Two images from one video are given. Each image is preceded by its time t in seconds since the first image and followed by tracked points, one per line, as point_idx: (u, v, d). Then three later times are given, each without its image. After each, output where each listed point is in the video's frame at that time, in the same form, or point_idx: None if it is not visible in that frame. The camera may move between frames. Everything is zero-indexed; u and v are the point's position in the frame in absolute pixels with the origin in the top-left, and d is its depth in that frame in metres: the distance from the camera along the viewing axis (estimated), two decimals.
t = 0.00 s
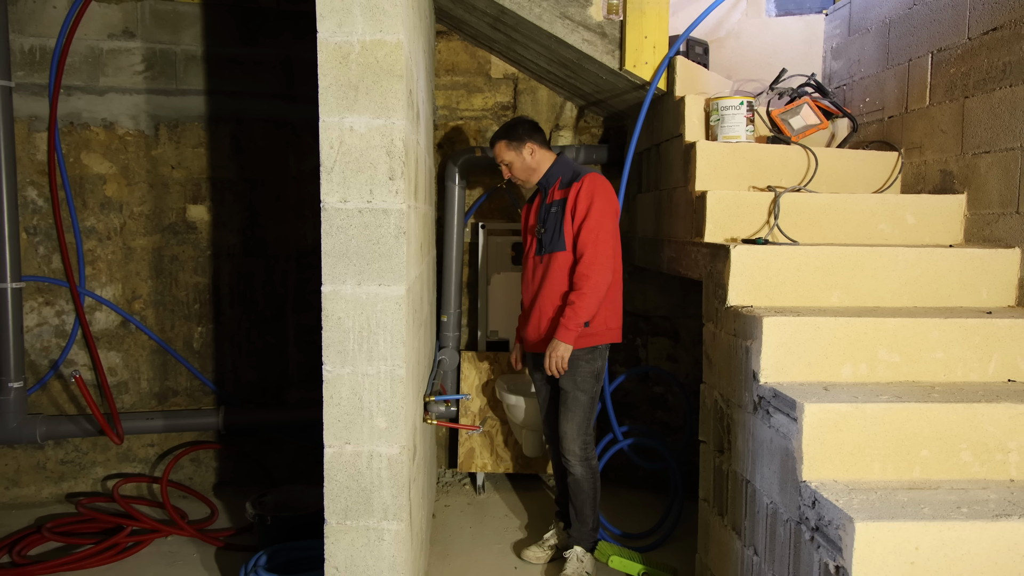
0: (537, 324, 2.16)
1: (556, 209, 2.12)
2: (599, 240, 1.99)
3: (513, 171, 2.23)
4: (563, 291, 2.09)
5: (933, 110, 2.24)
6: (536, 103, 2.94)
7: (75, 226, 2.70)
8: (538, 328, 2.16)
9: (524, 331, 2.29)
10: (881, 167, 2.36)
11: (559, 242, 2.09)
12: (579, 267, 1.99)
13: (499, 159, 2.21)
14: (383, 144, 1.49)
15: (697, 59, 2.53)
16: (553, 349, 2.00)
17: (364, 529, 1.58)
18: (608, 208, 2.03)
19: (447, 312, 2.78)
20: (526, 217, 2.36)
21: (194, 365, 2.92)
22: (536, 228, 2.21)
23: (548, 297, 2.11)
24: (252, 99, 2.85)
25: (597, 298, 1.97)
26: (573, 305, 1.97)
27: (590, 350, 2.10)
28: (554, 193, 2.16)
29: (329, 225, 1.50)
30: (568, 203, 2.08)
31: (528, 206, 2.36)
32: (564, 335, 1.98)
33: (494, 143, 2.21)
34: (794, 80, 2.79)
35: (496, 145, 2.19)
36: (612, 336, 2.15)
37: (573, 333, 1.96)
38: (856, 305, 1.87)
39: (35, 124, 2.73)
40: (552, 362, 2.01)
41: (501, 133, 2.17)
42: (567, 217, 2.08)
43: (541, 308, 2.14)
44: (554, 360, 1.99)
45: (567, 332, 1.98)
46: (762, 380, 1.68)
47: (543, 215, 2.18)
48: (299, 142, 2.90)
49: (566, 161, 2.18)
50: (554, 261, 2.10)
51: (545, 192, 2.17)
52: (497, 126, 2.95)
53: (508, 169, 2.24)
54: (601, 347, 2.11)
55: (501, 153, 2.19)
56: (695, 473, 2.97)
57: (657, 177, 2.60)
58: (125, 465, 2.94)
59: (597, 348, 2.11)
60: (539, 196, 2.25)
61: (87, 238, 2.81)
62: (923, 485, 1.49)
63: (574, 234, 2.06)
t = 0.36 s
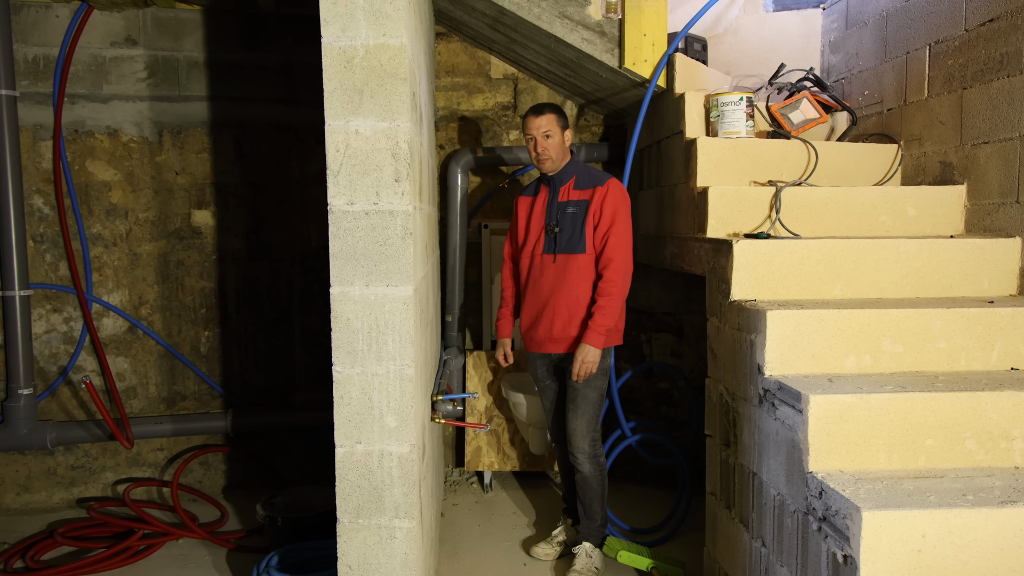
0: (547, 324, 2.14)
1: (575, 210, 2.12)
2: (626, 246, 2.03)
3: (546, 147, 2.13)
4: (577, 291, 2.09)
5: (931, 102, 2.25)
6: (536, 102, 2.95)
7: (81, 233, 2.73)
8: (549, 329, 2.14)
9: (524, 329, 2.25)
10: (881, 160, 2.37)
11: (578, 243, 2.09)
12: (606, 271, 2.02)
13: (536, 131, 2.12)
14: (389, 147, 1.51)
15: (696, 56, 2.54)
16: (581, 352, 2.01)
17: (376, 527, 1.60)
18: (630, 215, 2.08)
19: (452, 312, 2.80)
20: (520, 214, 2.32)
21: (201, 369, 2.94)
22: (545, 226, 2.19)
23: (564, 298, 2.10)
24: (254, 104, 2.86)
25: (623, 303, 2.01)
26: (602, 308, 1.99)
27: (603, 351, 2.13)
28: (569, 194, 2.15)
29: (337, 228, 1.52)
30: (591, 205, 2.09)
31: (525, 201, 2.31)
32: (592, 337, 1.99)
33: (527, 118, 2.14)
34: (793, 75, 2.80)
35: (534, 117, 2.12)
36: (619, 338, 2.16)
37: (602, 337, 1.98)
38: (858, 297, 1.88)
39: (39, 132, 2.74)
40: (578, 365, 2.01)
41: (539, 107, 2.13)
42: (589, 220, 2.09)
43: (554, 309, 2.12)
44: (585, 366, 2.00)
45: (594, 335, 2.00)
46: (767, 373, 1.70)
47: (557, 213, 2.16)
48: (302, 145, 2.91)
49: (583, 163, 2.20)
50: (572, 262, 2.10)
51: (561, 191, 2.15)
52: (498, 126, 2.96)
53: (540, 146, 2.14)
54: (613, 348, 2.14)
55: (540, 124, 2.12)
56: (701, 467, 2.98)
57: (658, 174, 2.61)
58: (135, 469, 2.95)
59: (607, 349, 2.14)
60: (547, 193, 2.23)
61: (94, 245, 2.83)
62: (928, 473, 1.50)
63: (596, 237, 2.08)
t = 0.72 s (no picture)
0: (556, 322, 2.13)
1: (592, 208, 2.12)
2: (646, 254, 2.07)
3: (575, 135, 2.13)
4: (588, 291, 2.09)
5: (935, 102, 2.26)
6: (539, 104, 2.95)
7: (86, 236, 2.74)
8: (558, 327, 2.13)
9: (527, 325, 2.23)
10: (885, 160, 2.37)
11: (594, 243, 2.09)
12: (629, 278, 2.06)
13: (569, 118, 2.13)
14: (394, 149, 1.52)
15: (699, 57, 2.54)
16: (613, 359, 2.06)
17: (383, 528, 1.60)
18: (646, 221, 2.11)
19: (456, 313, 2.80)
20: (526, 206, 2.29)
21: (206, 371, 2.94)
22: (557, 220, 2.17)
23: (578, 297, 2.10)
24: (258, 107, 2.87)
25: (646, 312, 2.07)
26: (630, 316, 2.04)
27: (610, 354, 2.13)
28: (585, 191, 2.15)
29: (343, 230, 1.53)
30: (610, 207, 2.10)
31: (533, 192, 2.28)
32: (624, 345, 2.04)
33: (559, 105, 2.15)
34: (796, 76, 2.80)
35: (568, 105, 2.14)
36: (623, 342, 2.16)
37: (634, 345, 2.04)
38: (863, 298, 1.89)
39: (44, 136, 2.75)
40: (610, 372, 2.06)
41: (574, 98, 2.16)
42: (606, 221, 2.10)
43: (565, 307, 2.12)
44: (620, 377, 2.04)
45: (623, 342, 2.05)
46: (772, 373, 1.70)
47: (571, 209, 2.15)
48: (306, 148, 2.92)
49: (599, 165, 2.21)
50: (588, 262, 2.09)
51: (577, 186, 2.15)
52: (502, 127, 2.96)
53: (568, 134, 2.13)
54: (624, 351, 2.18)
55: (574, 113, 2.14)
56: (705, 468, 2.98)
57: (662, 175, 2.62)
58: (141, 471, 2.96)
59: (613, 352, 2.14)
60: (559, 187, 2.21)
61: (99, 247, 2.84)
62: (934, 473, 1.51)
63: (613, 240, 2.09)
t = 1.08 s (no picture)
0: (570, 328, 2.12)
1: (606, 212, 2.11)
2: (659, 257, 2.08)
3: (590, 141, 2.09)
4: (604, 296, 2.09)
5: (939, 104, 2.25)
6: (542, 106, 2.95)
7: (90, 240, 2.74)
8: (573, 333, 2.12)
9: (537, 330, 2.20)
10: (889, 161, 2.37)
11: (609, 247, 2.09)
12: (642, 281, 2.06)
13: (586, 122, 2.08)
14: (398, 153, 1.52)
15: (702, 59, 2.53)
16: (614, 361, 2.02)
17: (387, 532, 1.60)
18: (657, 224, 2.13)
19: (459, 316, 2.80)
20: (534, 208, 2.25)
21: (210, 375, 2.95)
22: (569, 223, 2.14)
23: (594, 303, 2.09)
24: (261, 110, 2.87)
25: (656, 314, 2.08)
26: (637, 318, 2.02)
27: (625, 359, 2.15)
28: (597, 193, 2.13)
29: (346, 234, 1.53)
30: (624, 210, 2.10)
31: (542, 194, 2.24)
32: (628, 347, 2.00)
33: (576, 107, 2.10)
34: (799, 78, 2.80)
35: (585, 108, 2.09)
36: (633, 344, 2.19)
37: (638, 347, 2.00)
38: (867, 300, 1.88)
39: (49, 140, 2.76)
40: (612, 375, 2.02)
41: (591, 100, 2.10)
42: (621, 225, 2.09)
43: (580, 312, 2.11)
44: (619, 378, 2.00)
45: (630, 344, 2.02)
46: (777, 376, 1.69)
47: (584, 212, 2.13)
48: (309, 151, 2.92)
49: (610, 166, 2.19)
50: (603, 266, 2.09)
51: (590, 189, 2.12)
52: (504, 130, 2.96)
53: (584, 139, 2.09)
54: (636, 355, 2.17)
55: (591, 117, 2.08)
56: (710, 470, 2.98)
57: (665, 177, 2.61)
58: (145, 475, 2.96)
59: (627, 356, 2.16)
60: (570, 188, 2.17)
61: (103, 251, 2.84)
62: (940, 476, 1.50)
63: (627, 243, 2.10)
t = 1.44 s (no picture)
0: (573, 331, 2.12)
1: (603, 213, 2.13)
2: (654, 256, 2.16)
3: (584, 135, 2.11)
4: (605, 297, 2.11)
5: (939, 109, 2.25)
6: (543, 112, 2.96)
7: (92, 246, 2.75)
8: (575, 336, 2.11)
9: (534, 336, 2.16)
10: (889, 166, 2.37)
11: (609, 247, 2.12)
12: (642, 280, 2.12)
13: (581, 117, 2.11)
14: (399, 160, 1.52)
15: (702, 64, 2.53)
16: (630, 363, 2.05)
17: (387, 539, 1.60)
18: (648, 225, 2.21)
19: (459, 322, 2.81)
20: (524, 213, 2.22)
21: (211, 381, 2.95)
22: (566, 226, 2.14)
23: (596, 304, 2.10)
24: (262, 116, 2.88)
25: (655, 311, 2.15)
26: (645, 317, 2.08)
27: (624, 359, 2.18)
28: (592, 195, 2.15)
29: (347, 241, 1.53)
30: (621, 211, 2.14)
31: (532, 200, 2.21)
32: (640, 346, 2.06)
33: (570, 103, 2.13)
34: (799, 83, 2.81)
35: (579, 104, 2.11)
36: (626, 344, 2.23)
37: (651, 345, 2.07)
38: (868, 305, 1.88)
39: (50, 146, 2.76)
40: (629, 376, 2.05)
41: (585, 98, 2.14)
42: (618, 225, 2.14)
43: (582, 315, 2.11)
44: (637, 378, 2.03)
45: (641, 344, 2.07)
46: (778, 382, 1.69)
47: (579, 213, 2.14)
48: (310, 157, 2.93)
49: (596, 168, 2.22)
50: (603, 267, 2.12)
51: (584, 191, 2.13)
52: (504, 136, 2.97)
53: (579, 133, 2.11)
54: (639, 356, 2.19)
55: (584, 113, 2.11)
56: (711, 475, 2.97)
57: (666, 182, 2.61)
58: (145, 481, 2.96)
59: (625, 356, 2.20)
60: (562, 191, 2.17)
61: (104, 257, 2.85)
62: (942, 482, 1.50)
63: (624, 244, 2.14)
